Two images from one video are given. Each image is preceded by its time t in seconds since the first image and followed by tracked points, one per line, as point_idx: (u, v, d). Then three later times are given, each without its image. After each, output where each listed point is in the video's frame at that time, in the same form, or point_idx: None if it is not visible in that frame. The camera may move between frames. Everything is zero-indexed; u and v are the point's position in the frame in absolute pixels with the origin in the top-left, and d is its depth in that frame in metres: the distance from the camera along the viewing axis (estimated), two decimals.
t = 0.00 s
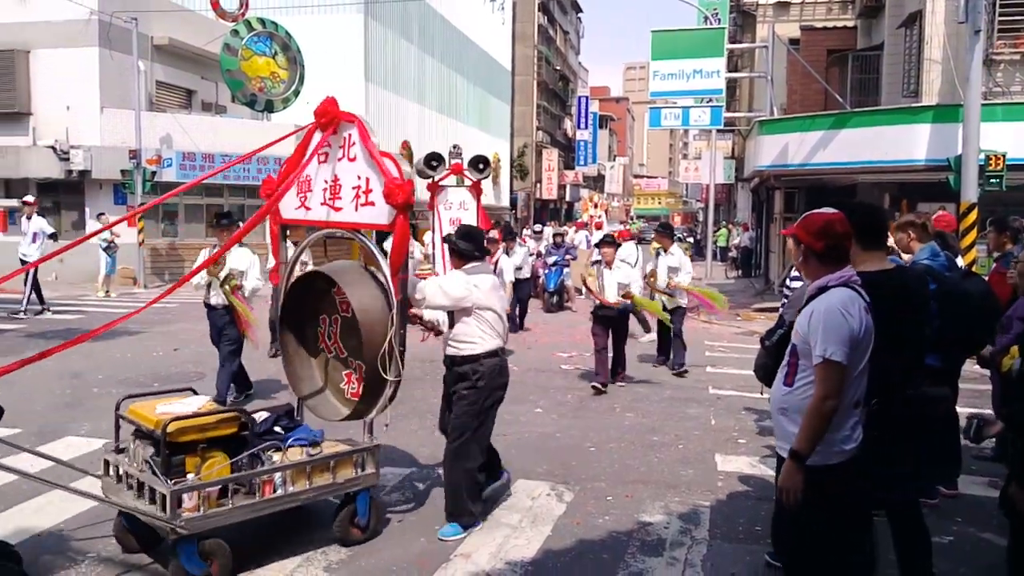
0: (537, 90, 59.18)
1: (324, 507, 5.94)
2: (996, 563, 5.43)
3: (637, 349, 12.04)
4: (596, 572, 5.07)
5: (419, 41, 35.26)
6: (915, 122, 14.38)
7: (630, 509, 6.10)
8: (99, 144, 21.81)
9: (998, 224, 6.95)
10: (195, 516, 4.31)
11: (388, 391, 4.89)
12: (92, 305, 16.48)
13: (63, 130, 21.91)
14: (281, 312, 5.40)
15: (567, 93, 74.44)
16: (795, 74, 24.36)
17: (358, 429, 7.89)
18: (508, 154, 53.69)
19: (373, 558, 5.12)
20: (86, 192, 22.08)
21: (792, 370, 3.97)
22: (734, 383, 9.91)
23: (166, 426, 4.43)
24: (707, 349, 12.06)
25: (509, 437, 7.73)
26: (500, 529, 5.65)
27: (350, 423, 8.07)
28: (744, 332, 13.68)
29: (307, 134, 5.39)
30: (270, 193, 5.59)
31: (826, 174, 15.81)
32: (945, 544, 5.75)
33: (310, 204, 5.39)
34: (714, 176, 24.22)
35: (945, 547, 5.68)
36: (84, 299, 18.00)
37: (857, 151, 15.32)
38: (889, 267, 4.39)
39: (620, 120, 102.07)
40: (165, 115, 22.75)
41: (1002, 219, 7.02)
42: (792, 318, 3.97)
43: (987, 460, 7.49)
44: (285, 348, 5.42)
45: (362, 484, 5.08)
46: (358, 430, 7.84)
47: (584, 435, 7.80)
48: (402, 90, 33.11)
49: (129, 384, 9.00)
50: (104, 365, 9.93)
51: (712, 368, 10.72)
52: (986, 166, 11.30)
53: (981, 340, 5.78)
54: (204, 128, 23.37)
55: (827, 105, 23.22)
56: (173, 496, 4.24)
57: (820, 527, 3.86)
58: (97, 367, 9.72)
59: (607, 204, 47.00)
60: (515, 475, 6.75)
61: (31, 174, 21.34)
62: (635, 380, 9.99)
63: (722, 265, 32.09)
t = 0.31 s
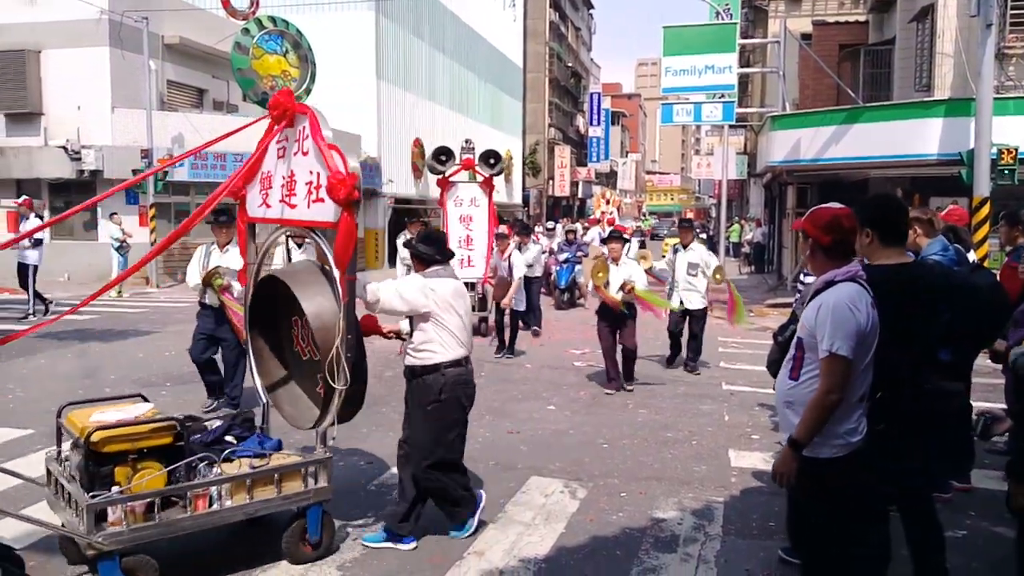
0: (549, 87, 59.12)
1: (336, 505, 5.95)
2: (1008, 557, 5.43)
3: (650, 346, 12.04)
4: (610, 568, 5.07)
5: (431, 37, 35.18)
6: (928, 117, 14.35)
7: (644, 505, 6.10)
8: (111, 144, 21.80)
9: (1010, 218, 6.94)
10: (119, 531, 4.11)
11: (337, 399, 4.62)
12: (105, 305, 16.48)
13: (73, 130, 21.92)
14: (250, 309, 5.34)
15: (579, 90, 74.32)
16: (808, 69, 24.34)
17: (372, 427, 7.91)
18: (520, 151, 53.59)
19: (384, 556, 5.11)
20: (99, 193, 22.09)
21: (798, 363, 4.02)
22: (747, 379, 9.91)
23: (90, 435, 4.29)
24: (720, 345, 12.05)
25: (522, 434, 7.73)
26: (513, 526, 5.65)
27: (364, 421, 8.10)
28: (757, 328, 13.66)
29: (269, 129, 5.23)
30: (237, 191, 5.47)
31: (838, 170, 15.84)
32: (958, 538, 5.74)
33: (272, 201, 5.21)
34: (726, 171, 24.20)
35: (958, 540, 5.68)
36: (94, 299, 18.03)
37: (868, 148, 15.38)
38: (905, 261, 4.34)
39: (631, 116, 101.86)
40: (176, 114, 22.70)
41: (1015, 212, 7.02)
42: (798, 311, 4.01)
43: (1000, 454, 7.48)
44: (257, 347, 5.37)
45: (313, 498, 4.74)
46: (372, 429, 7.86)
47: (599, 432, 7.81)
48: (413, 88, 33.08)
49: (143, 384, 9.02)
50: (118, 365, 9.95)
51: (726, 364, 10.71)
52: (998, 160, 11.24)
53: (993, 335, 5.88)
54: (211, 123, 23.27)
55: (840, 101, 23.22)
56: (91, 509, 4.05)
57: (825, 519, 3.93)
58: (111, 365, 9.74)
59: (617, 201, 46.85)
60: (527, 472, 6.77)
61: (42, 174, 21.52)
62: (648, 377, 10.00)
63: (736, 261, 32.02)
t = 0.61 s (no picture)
0: (557, 87, 59.13)
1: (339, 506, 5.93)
2: (1013, 558, 5.43)
3: (658, 346, 12.04)
4: (616, 569, 5.06)
5: (440, 36, 35.14)
6: (935, 118, 14.42)
7: (651, 505, 6.10)
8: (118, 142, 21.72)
9: (1017, 219, 6.94)
10: (35, 545, 3.80)
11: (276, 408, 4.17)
12: (111, 302, 16.47)
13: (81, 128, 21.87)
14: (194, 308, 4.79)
15: (586, 90, 74.31)
16: (816, 70, 24.38)
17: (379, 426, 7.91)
18: (528, 151, 53.57)
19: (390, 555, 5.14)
20: (107, 191, 22.06)
21: (801, 361, 4.03)
22: (754, 379, 9.92)
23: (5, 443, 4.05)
24: (728, 346, 12.05)
25: (529, 433, 7.73)
26: (519, 526, 5.64)
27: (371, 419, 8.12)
28: (764, 329, 13.66)
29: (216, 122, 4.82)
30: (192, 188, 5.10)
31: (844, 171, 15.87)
32: (965, 540, 5.73)
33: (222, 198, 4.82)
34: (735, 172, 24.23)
35: (964, 542, 5.68)
36: (99, 297, 18.00)
37: (874, 149, 15.42)
38: (921, 260, 4.35)
39: (638, 117, 101.99)
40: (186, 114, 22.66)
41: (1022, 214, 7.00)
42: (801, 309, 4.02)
43: (1006, 455, 7.49)
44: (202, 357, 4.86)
45: (253, 510, 4.37)
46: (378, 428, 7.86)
47: (608, 431, 7.80)
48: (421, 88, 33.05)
49: (149, 382, 9.02)
50: (125, 362, 9.94)
51: (733, 364, 10.72)
52: (1005, 161, 11.30)
53: (997, 336, 5.91)
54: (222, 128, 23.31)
55: (848, 102, 23.28)
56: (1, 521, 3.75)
57: (830, 519, 3.96)
58: (118, 363, 9.73)
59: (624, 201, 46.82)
60: (534, 472, 6.75)
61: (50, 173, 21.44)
62: (655, 376, 10.02)
63: (743, 261, 32.02)
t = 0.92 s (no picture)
0: (559, 86, 59.11)
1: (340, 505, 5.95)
2: (1013, 558, 5.45)
3: (660, 347, 12.05)
4: (616, 569, 5.06)
5: (442, 35, 35.10)
6: (938, 119, 14.45)
7: (651, 505, 6.12)
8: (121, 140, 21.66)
9: (1018, 222, 6.93)
10: None
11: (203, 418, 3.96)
12: (112, 301, 16.45)
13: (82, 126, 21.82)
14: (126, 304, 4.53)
15: (588, 90, 74.26)
16: (819, 71, 24.40)
17: (381, 425, 7.93)
18: (530, 151, 53.53)
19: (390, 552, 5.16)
20: (108, 188, 21.97)
21: (800, 361, 4.04)
22: (756, 379, 9.93)
23: None
24: (730, 346, 12.06)
25: (530, 433, 7.74)
26: (520, 526, 5.65)
27: (373, 419, 8.13)
28: (766, 329, 13.66)
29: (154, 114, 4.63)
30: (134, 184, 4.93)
31: (847, 170, 15.88)
32: (965, 540, 5.75)
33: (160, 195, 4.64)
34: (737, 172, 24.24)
35: (964, 542, 5.69)
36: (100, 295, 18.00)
37: (876, 149, 15.44)
38: (924, 259, 4.34)
39: (640, 116, 101.89)
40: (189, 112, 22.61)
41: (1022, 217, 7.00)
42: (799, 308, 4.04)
43: (1007, 457, 7.51)
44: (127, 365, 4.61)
45: (182, 523, 3.99)
46: (380, 427, 7.87)
47: (610, 432, 7.81)
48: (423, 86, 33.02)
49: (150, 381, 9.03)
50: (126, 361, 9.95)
51: (735, 365, 10.73)
52: (1007, 163, 11.35)
53: (998, 337, 5.92)
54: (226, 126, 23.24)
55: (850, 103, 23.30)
56: None
57: (830, 518, 3.97)
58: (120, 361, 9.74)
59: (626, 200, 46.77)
60: (535, 471, 6.76)
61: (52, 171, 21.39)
62: (655, 377, 10.04)
63: (744, 261, 32.03)
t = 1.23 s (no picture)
0: (555, 87, 59.12)
1: (337, 507, 5.94)
2: (1010, 556, 5.46)
3: (656, 347, 12.04)
4: (614, 569, 5.05)
5: (438, 37, 35.12)
6: (931, 118, 14.46)
7: (649, 505, 6.11)
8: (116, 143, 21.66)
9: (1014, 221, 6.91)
10: None
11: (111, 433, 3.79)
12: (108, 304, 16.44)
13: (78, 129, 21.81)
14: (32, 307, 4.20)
15: (585, 90, 74.34)
16: (814, 71, 24.44)
17: (377, 427, 7.93)
18: (525, 152, 53.56)
19: (386, 555, 5.15)
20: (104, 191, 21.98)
21: (795, 361, 4.05)
22: (753, 379, 9.92)
23: None
24: (727, 346, 12.05)
25: (527, 434, 7.74)
26: (518, 527, 5.64)
27: (370, 421, 8.13)
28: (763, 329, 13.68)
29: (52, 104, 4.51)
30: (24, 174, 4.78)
31: (842, 170, 15.91)
32: (961, 540, 5.75)
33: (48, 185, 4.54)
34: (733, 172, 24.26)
35: (960, 541, 5.69)
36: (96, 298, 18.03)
37: (871, 148, 15.47)
38: (916, 260, 4.34)
39: (636, 116, 101.97)
40: (182, 113, 22.78)
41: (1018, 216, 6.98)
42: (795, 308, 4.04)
43: (1004, 455, 7.52)
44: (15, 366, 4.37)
45: (90, 546, 3.77)
46: (377, 429, 7.87)
47: (607, 432, 7.81)
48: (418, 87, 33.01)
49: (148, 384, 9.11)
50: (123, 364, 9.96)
51: (732, 365, 10.73)
52: (1001, 161, 11.39)
53: (994, 336, 5.92)
54: (220, 128, 23.23)
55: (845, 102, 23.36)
56: None
57: (824, 519, 3.97)
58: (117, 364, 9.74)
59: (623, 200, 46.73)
60: (533, 472, 6.76)
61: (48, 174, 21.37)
62: (652, 377, 10.05)
63: (741, 261, 32.06)
